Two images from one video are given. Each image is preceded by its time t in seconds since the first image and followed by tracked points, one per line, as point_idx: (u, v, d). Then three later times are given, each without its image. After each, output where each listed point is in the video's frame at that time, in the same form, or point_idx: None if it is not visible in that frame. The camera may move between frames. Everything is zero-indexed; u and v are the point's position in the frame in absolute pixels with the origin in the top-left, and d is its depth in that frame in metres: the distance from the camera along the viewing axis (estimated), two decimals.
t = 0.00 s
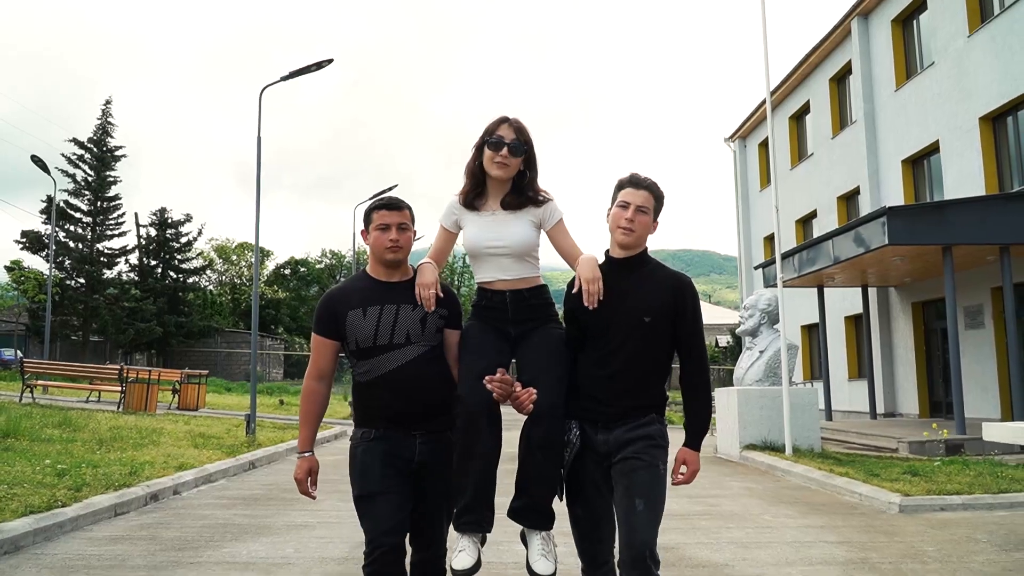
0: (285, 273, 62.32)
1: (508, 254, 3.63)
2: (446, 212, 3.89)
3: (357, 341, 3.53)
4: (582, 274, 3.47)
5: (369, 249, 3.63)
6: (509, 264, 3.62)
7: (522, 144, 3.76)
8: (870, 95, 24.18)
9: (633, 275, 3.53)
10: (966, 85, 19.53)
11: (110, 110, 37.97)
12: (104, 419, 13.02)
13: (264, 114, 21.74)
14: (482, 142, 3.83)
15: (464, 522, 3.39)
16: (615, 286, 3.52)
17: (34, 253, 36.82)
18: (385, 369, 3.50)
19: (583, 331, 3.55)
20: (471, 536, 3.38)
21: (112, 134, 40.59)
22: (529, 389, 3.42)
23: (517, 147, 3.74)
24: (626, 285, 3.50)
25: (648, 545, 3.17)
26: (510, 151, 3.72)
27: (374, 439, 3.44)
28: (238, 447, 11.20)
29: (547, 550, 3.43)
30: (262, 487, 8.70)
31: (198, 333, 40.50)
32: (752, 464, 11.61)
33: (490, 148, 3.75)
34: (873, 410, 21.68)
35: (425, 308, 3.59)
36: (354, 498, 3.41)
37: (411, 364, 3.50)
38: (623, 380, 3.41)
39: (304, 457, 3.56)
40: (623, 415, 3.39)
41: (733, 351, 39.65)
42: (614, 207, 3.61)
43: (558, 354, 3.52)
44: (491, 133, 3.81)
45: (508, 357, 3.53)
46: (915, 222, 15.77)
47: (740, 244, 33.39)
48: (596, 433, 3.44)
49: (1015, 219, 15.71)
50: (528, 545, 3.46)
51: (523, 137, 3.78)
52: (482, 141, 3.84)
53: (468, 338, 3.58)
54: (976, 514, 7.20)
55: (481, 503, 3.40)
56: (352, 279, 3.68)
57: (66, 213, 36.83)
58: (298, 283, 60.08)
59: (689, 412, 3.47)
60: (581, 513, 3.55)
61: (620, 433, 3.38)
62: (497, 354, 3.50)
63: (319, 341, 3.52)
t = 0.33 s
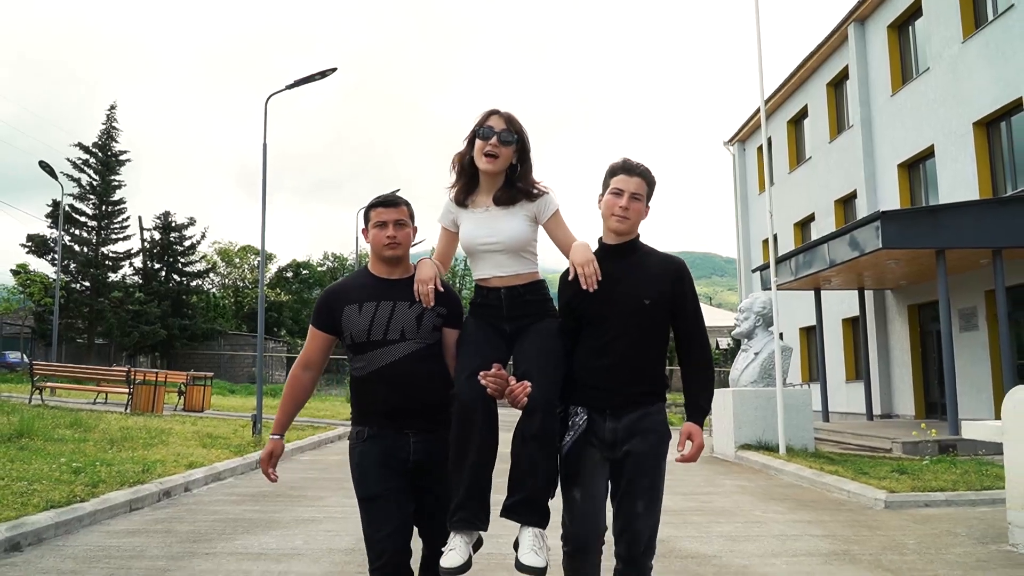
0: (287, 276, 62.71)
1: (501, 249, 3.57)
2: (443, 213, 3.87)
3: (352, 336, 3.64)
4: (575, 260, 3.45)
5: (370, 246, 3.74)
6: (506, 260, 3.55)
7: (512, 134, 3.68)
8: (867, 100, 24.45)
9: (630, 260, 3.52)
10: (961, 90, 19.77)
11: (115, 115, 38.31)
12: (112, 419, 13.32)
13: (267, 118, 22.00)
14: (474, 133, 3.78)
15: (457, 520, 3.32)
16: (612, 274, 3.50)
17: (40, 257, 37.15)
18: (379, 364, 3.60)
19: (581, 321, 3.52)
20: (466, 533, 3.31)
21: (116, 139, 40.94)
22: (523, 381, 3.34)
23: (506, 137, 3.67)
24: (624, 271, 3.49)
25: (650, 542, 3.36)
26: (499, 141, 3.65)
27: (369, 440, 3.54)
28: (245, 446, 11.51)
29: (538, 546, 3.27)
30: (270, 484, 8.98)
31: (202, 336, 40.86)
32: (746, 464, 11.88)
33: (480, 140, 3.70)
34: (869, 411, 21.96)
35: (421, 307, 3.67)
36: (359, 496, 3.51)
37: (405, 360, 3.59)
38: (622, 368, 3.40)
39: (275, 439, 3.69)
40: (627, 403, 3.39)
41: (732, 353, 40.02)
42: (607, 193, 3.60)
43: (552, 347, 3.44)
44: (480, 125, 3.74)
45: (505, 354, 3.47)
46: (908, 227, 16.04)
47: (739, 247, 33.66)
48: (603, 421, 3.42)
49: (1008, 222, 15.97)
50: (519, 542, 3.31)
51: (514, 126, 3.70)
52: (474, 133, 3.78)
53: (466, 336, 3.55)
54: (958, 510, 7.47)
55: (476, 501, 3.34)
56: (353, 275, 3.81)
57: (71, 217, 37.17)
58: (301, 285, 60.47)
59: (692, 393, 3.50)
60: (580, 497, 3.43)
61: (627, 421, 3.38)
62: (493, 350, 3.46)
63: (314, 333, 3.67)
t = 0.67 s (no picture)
0: (290, 278, 63.08)
1: (512, 252, 3.65)
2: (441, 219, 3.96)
3: (337, 339, 3.69)
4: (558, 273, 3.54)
5: (357, 249, 3.80)
6: (511, 264, 3.63)
7: (500, 135, 3.81)
8: (864, 104, 24.73)
9: (627, 271, 3.68)
10: (955, 96, 20.06)
11: (120, 119, 38.68)
12: (122, 420, 13.63)
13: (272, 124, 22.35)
14: (462, 140, 3.87)
15: (457, 529, 3.42)
16: (607, 286, 3.65)
17: (46, 260, 37.54)
18: (362, 369, 3.62)
19: (574, 331, 3.63)
20: (466, 543, 3.41)
21: (122, 143, 41.32)
22: (514, 391, 3.40)
23: (494, 136, 3.79)
24: (620, 282, 3.66)
25: (631, 549, 3.69)
26: (489, 142, 3.78)
27: (350, 450, 3.61)
28: (252, 446, 11.83)
29: (530, 560, 3.42)
30: (277, 483, 9.26)
31: (205, 337, 41.25)
32: (741, 463, 12.17)
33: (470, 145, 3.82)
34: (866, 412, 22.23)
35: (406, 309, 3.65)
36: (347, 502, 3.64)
37: (388, 365, 3.60)
38: (616, 381, 3.56)
39: (263, 445, 3.78)
40: (619, 415, 3.55)
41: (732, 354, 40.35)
42: (593, 208, 3.74)
43: (546, 358, 3.54)
44: (467, 131, 3.84)
45: (494, 360, 3.53)
46: (901, 231, 16.33)
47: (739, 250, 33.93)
48: (592, 435, 3.54)
49: (999, 227, 16.26)
50: (512, 555, 3.46)
51: (501, 127, 3.82)
52: (462, 140, 3.87)
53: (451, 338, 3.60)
54: (941, 507, 7.76)
55: (473, 511, 3.41)
56: (343, 277, 3.87)
57: (77, 220, 37.56)
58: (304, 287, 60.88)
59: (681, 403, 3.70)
60: (578, 512, 3.41)
61: (617, 435, 3.53)
62: (483, 354, 3.49)
63: (300, 337, 3.77)
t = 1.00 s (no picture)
0: (293, 280, 63.46)
1: (508, 249, 3.74)
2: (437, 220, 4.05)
3: (321, 338, 3.66)
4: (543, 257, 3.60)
5: (340, 247, 3.81)
6: (506, 262, 3.72)
7: (490, 141, 3.88)
8: (861, 108, 25.00)
9: (615, 260, 3.69)
10: (950, 100, 20.34)
11: (125, 124, 39.04)
12: (133, 421, 13.98)
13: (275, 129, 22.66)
14: (453, 146, 3.97)
15: (434, 533, 3.46)
16: (591, 274, 3.66)
17: (53, 263, 37.93)
18: (348, 368, 3.61)
19: (565, 325, 3.66)
20: (441, 546, 3.48)
21: (127, 147, 41.69)
22: (510, 388, 3.48)
23: (483, 143, 3.87)
24: (608, 271, 3.66)
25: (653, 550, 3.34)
26: (478, 149, 3.85)
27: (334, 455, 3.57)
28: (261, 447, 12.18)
29: (502, 553, 3.51)
30: (285, 482, 9.57)
31: (209, 339, 41.63)
32: (736, 463, 12.49)
33: (461, 152, 3.90)
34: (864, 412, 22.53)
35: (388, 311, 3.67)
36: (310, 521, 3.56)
37: (376, 364, 3.60)
38: (610, 372, 3.54)
39: (243, 452, 3.67)
40: (616, 407, 3.52)
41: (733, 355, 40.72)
42: (576, 194, 3.77)
43: (540, 357, 3.58)
44: (457, 139, 3.93)
45: (482, 363, 3.61)
46: (895, 236, 16.64)
47: (739, 251, 34.24)
48: (591, 432, 3.54)
49: (992, 230, 16.53)
50: (485, 546, 3.54)
51: (491, 133, 3.89)
52: (452, 147, 3.97)
53: (440, 341, 3.64)
54: (924, 503, 8.06)
55: (451, 517, 3.45)
56: (328, 277, 3.87)
57: (83, 224, 37.94)
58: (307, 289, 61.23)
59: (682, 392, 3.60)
60: (579, 523, 3.51)
61: (616, 427, 3.51)
62: (471, 357, 3.56)
63: (282, 336, 3.71)
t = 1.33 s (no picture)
0: (297, 280, 63.97)
1: (500, 261, 3.50)
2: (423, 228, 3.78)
3: (307, 352, 3.49)
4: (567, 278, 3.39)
5: (328, 256, 3.60)
6: (497, 273, 3.47)
7: (483, 146, 3.64)
8: (859, 113, 25.31)
9: (633, 279, 3.47)
10: (946, 107, 20.59)
11: (131, 126, 39.44)
12: (143, 422, 14.33)
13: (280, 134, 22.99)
14: (443, 151, 3.72)
15: (441, 554, 3.09)
16: (611, 291, 3.45)
17: (60, 264, 38.32)
18: (334, 384, 3.43)
19: (573, 341, 3.46)
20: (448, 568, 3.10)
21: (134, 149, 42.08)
22: (507, 401, 3.23)
23: (475, 147, 3.62)
24: (626, 289, 3.45)
25: None
26: (470, 155, 3.61)
27: (320, 469, 3.41)
28: (269, 448, 12.52)
29: None
30: (292, 482, 9.87)
31: (214, 339, 42.02)
32: (732, 464, 12.80)
33: (452, 157, 3.68)
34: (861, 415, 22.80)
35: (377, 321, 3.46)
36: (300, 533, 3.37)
37: (364, 379, 3.41)
38: (615, 395, 3.35)
39: (218, 460, 3.51)
40: (617, 431, 3.33)
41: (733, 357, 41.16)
42: (603, 207, 3.55)
43: (542, 371, 3.34)
44: (449, 144, 3.69)
45: (480, 376, 3.36)
46: (889, 241, 16.94)
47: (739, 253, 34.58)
48: (589, 455, 3.36)
49: (986, 237, 16.84)
50: None
51: (483, 138, 3.65)
52: (443, 152, 3.72)
53: (434, 353, 3.43)
54: (909, 504, 8.38)
55: (461, 529, 3.11)
56: (316, 286, 3.66)
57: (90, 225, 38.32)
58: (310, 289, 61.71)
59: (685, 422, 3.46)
60: (568, 543, 3.40)
61: (615, 453, 3.32)
62: (470, 369, 3.34)
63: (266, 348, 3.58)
